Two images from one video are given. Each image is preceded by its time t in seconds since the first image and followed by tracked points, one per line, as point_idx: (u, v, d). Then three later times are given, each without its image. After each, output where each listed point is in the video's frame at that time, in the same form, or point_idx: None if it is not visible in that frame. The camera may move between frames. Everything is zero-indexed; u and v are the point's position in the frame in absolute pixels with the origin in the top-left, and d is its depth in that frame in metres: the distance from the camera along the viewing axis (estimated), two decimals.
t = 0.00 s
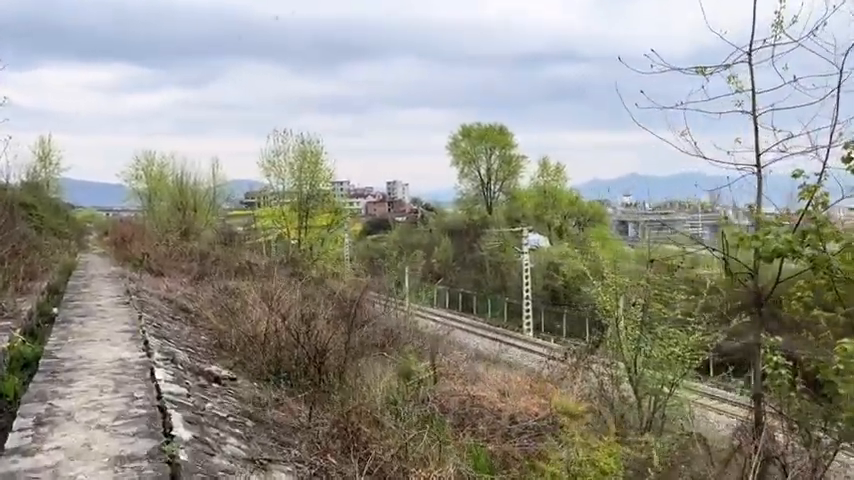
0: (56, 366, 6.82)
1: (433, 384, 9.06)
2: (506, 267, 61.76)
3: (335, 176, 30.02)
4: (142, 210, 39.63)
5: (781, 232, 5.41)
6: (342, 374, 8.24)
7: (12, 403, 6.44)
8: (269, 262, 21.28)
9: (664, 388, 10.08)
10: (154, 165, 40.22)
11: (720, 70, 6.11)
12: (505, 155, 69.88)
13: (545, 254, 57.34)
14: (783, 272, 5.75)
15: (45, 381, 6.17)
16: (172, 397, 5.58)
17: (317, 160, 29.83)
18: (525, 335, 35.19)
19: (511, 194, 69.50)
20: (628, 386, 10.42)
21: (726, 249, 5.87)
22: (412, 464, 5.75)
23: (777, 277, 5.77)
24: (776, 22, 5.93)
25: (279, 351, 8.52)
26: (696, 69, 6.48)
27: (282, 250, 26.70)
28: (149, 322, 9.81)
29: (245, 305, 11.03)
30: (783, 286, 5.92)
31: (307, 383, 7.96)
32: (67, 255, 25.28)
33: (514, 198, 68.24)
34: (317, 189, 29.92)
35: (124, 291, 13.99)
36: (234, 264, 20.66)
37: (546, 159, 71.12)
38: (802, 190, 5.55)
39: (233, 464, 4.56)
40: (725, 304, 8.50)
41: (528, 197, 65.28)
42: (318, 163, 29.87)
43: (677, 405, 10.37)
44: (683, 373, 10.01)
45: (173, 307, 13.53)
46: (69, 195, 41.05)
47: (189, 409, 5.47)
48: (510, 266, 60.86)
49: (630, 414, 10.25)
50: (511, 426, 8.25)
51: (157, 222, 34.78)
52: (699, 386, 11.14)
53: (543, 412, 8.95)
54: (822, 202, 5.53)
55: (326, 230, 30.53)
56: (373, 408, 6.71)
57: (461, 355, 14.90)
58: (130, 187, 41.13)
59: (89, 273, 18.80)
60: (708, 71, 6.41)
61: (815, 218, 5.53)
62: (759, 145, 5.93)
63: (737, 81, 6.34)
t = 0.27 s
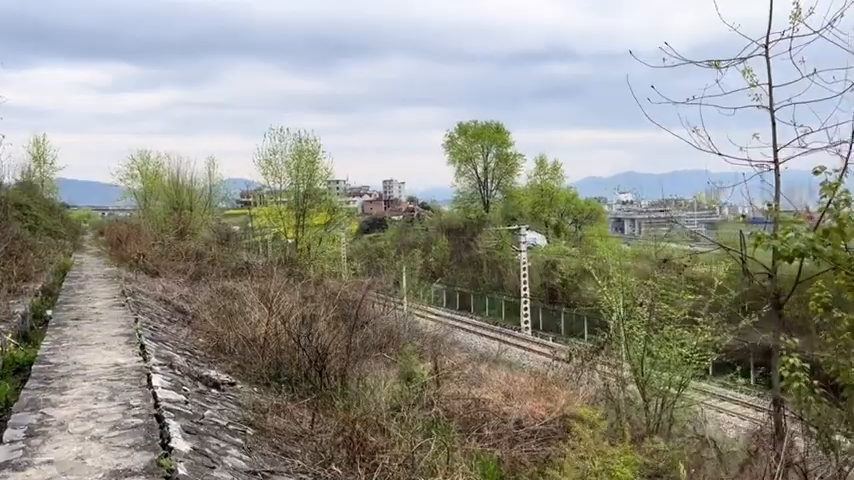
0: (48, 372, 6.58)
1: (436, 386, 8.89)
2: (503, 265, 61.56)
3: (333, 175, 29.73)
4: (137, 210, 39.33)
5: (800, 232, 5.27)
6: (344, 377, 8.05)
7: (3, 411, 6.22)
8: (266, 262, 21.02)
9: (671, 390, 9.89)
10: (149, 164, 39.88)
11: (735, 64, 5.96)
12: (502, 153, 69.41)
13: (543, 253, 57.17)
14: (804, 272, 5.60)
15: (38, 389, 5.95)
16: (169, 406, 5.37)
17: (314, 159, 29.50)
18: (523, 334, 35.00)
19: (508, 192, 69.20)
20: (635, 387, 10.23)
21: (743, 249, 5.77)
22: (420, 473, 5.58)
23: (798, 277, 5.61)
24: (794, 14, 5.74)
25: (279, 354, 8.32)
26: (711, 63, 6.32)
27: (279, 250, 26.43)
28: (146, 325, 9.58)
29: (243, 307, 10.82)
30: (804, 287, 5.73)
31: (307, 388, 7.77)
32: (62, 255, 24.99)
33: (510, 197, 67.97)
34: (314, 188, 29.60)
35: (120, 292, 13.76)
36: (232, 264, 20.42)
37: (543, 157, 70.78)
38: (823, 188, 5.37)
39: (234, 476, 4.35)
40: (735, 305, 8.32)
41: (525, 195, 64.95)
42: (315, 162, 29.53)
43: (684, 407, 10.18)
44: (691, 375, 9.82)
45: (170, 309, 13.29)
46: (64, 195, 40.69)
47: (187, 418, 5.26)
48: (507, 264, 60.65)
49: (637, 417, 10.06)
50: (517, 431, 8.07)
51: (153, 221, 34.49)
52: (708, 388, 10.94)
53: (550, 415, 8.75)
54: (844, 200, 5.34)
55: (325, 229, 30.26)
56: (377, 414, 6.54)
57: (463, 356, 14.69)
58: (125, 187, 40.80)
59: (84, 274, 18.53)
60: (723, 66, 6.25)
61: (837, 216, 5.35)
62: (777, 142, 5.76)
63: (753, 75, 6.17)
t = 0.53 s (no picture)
0: (37, 380, 6.32)
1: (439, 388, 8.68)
2: (500, 264, 61.35)
3: (330, 174, 29.43)
4: (132, 210, 39.01)
5: (823, 234, 5.07)
6: (344, 382, 7.82)
7: None
8: (262, 263, 20.75)
9: (679, 391, 9.66)
10: (144, 163, 39.54)
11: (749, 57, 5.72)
12: (498, 151, 68.85)
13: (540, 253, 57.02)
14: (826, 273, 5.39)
15: (26, 397, 5.69)
16: (163, 415, 5.12)
17: (311, 158, 29.16)
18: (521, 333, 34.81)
19: (504, 191, 68.94)
20: (641, 390, 10.02)
21: (762, 251, 5.58)
22: None
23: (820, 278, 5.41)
24: (812, 5, 5.50)
25: (278, 359, 8.08)
26: (723, 56, 6.08)
27: (275, 251, 26.15)
28: (139, 328, 9.32)
29: (240, 309, 10.58)
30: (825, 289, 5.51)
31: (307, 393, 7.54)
32: (56, 256, 24.67)
33: (507, 196, 67.68)
34: (310, 187, 29.28)
35: (114, 294, 13.48)
36: (228, 265, 20.15)
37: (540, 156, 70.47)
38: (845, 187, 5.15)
39: None
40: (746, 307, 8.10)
41: (521, 194, 64.73)
42: (312, 162, 29.20)
43: (692, 410, 9.94)
44: (699, 377, 9.59)
45: (165, 311, 13.03)
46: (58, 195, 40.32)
47: (182, 428, 5.02)
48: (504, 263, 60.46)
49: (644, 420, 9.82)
50: (523, 436, 7.84)
51: (148, 221, 34.17)
52: (715, 390, 10.70)
53: (555, 420, 8.52)
54: None
55: (323, 228, 29.98)
56: (379, 422, 6.31)
57: (463, 358, 14.47)
58: (120, 187, 40.45)
59: (78, 276, 18.26)
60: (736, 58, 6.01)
61: None
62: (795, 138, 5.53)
63: (767, 69, 5.94)
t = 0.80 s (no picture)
0: (25, 390, 6.06)
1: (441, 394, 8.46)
2: (497, 265, 61.18)
3: (326, 174, 29.17)
4: (127, 211, 38.67)
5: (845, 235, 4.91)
6: (344, 389, 7.61)
7: None
8: (258, 265, 20.48)
9: (686, 396, 9.41)
10: (138, 164, 39.19)
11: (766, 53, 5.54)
12: (494, 151, 68.51)
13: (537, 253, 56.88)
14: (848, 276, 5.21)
15: (13, 409, 5.44)
16: (157, 428, 4.88)
17: (306, 159, 28.88)
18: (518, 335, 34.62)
19: (500, 192, 68.72)
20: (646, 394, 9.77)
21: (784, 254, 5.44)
22: None
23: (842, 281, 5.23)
24: None
25: (275, 365, 7.87)
26: (735, 52, 5.90)
27: (272, 252, 25.89)
28: (133, 333, 9.07)
29: (236, 313, 10.34)
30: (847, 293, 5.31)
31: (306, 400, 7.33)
32: (49, 258, 24.37)
33: (503, 196, 67.46)
34: (306, 188, 28.99)
35: (107, 297, 13.20)
36: (224, 267, 19.89)
37: (536, 156, 70.24)
38: None
39: None
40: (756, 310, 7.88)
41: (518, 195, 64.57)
42: (308, 162, 28.92)
43: (700, 415, 9.69)
44: (707, 382, 9.35)
45: (159, 315, 12.75)
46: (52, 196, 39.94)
47: (177, 442, 4.78)
48: (501, 264, 60.26)
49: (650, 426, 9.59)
50: (528, 445, 7.63)
51: (142, 222, 33.85)
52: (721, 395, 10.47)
53: (560, 427, 8.29)
54: None
55: (319, 229, 29.73)
56: (381, 434, 6.11)
57: (463, 362, 14.23)
58: (114, 187, 40.10)
59: (71, 278, 17.96)
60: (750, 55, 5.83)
61: None
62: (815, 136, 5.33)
63: (782, 65, 5.75)
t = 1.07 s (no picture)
0: (17, 396, 5.86)
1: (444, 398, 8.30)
2: (494, 265, 61.03)
3: (324, 175, 28.95)
4: (122, 212, 38.38)
5: None
6: (346, 394, 7.44)
7: None
8: (255, 266, 20.28)
9: (694, 399, 9.20)
10: (134, 165, 38.91)
11: (786, 46, 5.38)
12: (490, 152, 68.54)
13: (535, 254, 56.73)
14: None
15: (4, 416, 5.23)
16: (155, 436, 4.69)
17: (304, 159, 28.65)
18: (515, 336, 34.46)
19: (496, 192, 68.57)
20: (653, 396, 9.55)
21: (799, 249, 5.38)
22: None
23: None
24: None
25: (276, 369, 7.72)
26: (750, 47, 5.75)
27: (269, 254, 25.67)
28: (129, 335, 8.87)
29: (235, 314, 10.15)
30: None
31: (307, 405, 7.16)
32: (43, 259, 24.11)
33: (499, 196, 67.30)
34: (304, 188, 28.76)
35: (102, 299, 12.97)
36: (220, 268, 19.66)
37: (532, 156, 70.10)
38: None
39: None
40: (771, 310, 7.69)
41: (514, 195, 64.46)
42: (305, 162, 28.70)
43: (708, 418, 9.49)
44: (717, 384, 9.15)
45: (156, 317, 12.51)
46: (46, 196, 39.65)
47: (178, 451, 4.60)
48: (498, 265, 60.09)
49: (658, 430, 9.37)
50: (535, 449, 7.44)
51: (138, 223, 33.58)
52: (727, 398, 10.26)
53: (568, 432, 8.10)
54: None
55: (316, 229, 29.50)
56: (387, 442, 5.95)
57: (464, 364, 14.05)
58: (109, 188, 39.80)
59: (66, 280, 17.72)
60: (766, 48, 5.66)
61: None
62: (836, 132, 5.17)
63: (800, 61, 5.59)
